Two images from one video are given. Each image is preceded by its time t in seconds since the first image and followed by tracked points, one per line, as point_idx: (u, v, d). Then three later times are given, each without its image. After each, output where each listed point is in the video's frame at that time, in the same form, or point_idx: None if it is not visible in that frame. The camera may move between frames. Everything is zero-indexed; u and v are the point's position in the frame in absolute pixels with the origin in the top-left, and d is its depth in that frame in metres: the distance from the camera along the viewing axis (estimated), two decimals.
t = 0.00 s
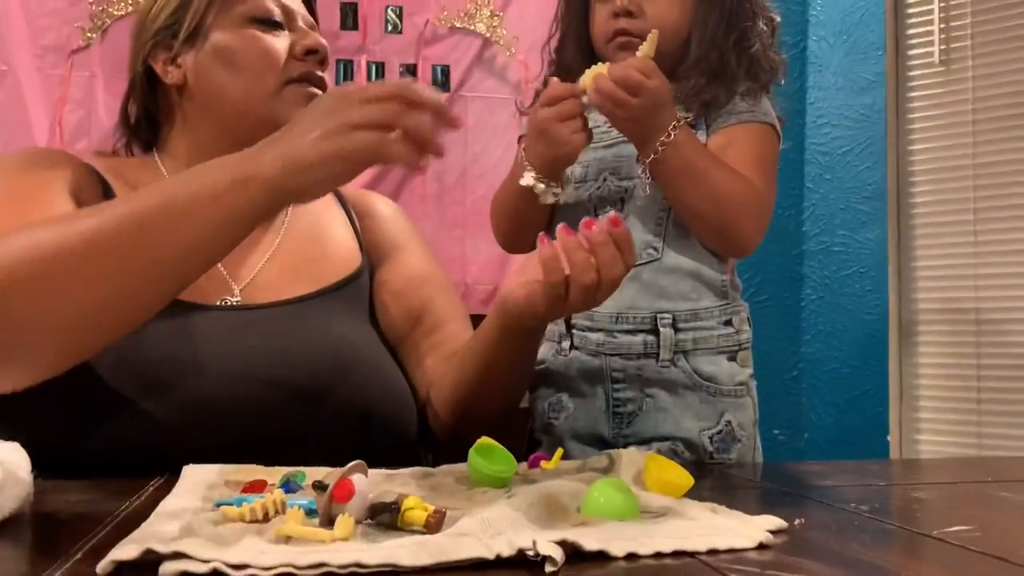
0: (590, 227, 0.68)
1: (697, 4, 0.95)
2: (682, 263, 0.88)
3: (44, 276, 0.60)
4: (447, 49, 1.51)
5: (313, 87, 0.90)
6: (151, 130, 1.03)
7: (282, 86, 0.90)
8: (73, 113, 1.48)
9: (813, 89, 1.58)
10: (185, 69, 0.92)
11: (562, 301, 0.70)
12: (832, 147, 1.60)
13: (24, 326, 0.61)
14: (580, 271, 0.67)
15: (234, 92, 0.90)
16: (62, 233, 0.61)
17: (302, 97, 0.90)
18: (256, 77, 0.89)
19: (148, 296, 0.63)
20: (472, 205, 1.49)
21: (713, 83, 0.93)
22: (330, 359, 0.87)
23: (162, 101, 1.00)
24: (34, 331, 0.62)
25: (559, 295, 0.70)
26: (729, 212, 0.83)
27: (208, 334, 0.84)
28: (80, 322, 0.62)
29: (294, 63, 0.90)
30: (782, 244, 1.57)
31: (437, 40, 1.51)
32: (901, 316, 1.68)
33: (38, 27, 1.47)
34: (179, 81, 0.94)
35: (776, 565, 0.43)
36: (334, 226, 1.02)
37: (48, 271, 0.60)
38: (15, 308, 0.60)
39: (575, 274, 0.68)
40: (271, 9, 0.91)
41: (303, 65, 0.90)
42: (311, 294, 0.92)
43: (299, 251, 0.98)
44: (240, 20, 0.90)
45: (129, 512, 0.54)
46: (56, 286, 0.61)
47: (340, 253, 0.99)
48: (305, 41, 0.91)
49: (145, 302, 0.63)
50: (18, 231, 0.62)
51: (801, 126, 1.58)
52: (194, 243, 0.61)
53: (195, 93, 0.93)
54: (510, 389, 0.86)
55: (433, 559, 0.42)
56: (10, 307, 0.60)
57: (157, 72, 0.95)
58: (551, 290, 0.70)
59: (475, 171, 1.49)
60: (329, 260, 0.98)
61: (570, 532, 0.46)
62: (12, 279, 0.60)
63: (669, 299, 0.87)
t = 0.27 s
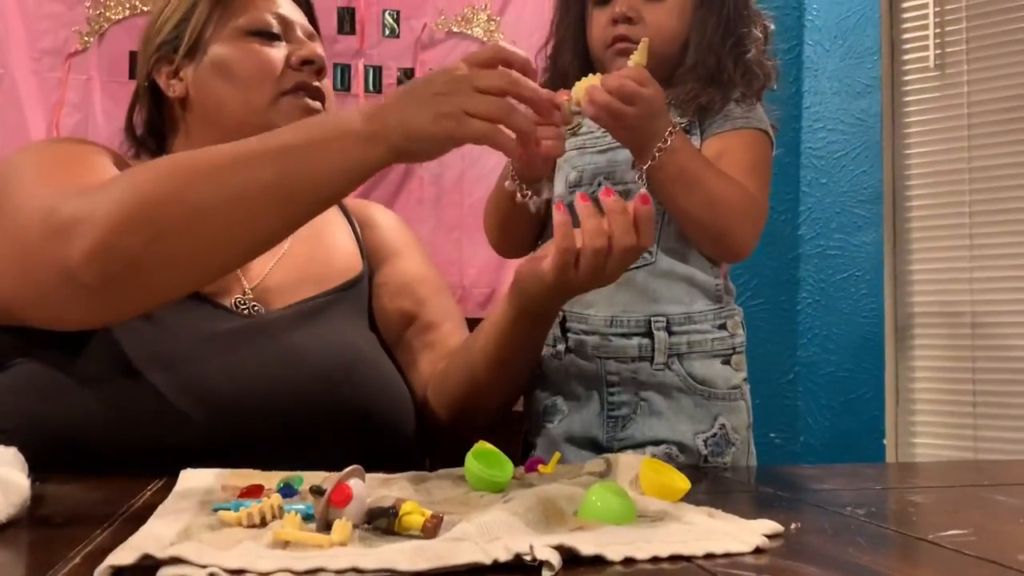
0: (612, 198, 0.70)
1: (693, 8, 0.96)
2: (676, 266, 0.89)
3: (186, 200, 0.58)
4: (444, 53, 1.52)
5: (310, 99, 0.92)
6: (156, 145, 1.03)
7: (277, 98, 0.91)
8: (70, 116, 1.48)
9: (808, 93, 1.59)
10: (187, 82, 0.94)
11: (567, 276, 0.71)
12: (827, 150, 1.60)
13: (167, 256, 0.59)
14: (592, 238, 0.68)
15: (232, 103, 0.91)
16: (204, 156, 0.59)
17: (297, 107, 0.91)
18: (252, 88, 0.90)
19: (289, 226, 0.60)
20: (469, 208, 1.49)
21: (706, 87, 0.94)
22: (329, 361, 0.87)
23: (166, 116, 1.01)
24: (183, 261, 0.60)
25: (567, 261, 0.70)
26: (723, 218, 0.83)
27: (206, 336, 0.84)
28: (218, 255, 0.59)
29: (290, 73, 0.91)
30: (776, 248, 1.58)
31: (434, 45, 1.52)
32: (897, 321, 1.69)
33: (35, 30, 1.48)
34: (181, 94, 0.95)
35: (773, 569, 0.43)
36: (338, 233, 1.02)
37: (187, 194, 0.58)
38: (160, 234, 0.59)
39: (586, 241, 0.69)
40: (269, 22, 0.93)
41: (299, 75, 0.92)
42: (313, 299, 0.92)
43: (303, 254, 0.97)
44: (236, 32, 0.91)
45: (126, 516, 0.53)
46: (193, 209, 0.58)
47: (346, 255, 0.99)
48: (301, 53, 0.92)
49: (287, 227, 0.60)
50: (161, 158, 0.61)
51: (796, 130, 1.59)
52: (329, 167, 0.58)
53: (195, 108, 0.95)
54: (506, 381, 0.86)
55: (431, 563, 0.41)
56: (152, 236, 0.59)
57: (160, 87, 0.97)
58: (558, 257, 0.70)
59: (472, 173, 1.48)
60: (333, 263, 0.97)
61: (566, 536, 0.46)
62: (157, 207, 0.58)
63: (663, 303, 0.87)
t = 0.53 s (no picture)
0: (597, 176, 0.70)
1: (686, 10, 0.96)
2: (669, 269, 0.88)
3: (211, 202, 0.58)
4: (441, 56, 1.52)
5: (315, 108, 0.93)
6: (166, 155, 1.03)
7: (282, 106, 0.92)
8: (68, 119, 1.48)
9: (806, 95, 1.59)
10: (196, 90, 0.94)
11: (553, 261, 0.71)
12: (825, 152, 1.60)
13: (190, 258, 0.60)
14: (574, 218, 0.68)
15: (238, 110, 0.92)
16: (230, 160, 0.60)
17: (302, 118, 0.92)
18: (257, 95, 0.91)
19: (311, 232, 0.61)
20: (467, 210, 1.49)
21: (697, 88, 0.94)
22: (328, 364, 0.87)
23: (178, 125, 1.01)
24: (205, 263, 0.60)
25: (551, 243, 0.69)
26: (717, 222, 0.83)
27: (206, 339, 0.84)
28: (238, 259, 0.60)
29: (295, 81, 0.92)
30: (775, 250, 1.57)
31: (432, 47, 1.52)
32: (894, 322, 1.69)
33: (33, 34, 1.48)
34: (190, 102, 0.96)
35: (771, 570, 0.43)
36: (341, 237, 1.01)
37: (213, 196, 0.58)
38: (185, 234, 0.59)
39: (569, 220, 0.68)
40: (278, 32, 0.93)
41: (305, 83, 0.93)
42: (312, 305, 0.92)
43: (306, 258, 0.97)
44: (243, 41, 0.92)
45: (125, 519, 0.53)
46: (219, 211, 0.59)
47: (347, 261, 0.99)
48: (307, 61, 0.93)
49: (308, 230, 0.60)
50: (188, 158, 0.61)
51: (794, 132, 1.58)
52: (353, 176, 0.59)
53: (203, 118, 0.95)
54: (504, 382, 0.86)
55: (430, 565, 0.41)
56: (176, 236, 0.59)
57: (171, 95, 0.97)
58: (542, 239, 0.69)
59: (470, 175, 1.49)
60: (332, 269, 0.97)
61: (565, 537, 0.46)
62: (183, 208, 0.59)
63: (657, 305, 0.87)
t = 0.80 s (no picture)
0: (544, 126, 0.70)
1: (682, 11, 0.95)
2: (664, 270, 0.88)
3: (218, 200, 0.59)
4: (441, 58, 1.52)
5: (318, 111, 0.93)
6: (167, 158, 1.04)
7: (283, 109, 0.92)
8: (68, 123, 1.49)
9: (806, 95, 1.59)
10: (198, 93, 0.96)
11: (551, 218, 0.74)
12: (825, 153, 1.60)
13: (198, 255, 0.61)
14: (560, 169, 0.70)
15: (242, 114, 0.92)
16: (236, 157, 0.60)
17: (306, 118, 0.92)
18: (261, 99, 0.92)
19: (316, 230, 0.61)
20: (468, 212, 1.49)
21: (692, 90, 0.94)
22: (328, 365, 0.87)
23: (181, 129, 1.03)
24: (210, 261, 0.61)
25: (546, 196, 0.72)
26: (709, 224, 0.83)
27: (207, 342, 0.84)
28: (244, 257, 0.61)
29: (297, 86, 0.92)
30: (776, 251, 1.57)
31: (432, 50, 1.52)
32: (895, 322, 1.69)
33: (33, 39, 1.49)
34: (192, 106, 0.97)
35: (774, 571, 0.43)
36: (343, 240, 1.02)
37: (220, 194, 0.59)
38: (191, 232, 0.60)
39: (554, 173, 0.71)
40: (279, 36, 0.94)
41: (307, 88, 0.93)
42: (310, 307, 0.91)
43: (307, 260, 0.98)
44: (245, 47, 0.93)
45: (127, 523, 0.53)
46: (226, 209, 0.59)
47: (346, 265, 0.99)
48: (308, 65, 0.93)
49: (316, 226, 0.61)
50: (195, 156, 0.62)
51: (794, 133, 1.58)
52: (357, 174, 0.60)
53: (208, 123, 0.96)
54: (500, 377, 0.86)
55: (432, 567, 0.41)
56: (184, 233, 0.60)
57: (174, 100, 0.99)
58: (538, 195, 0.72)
59: (470, 177, 1.49)
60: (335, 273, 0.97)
61: (567, 539, 0.46)
62: (192, 206, 0.59)
63: (654, 306, 0.87)
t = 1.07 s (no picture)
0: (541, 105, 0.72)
1: (679, 17, 0.94)
2: (667, 274, 0.86)
3: (223, 218, 0.61)
4: (447, 69, 1.55)
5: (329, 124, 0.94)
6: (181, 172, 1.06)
7: (295, 122, 0.93)
8: (78, 138, 1.54)
9: (812, 103, 1.58)
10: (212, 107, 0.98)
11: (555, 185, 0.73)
12: (832, 159, 1.60)
13: (205, 271, 0.63)
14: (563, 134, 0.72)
15: (253, 126, 0.94)
16: (242, 175, 0.62)
17: (316, 130, 0.93)
18: (272, 113, 0.93)
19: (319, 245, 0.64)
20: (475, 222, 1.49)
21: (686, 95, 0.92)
22: (332, 376, 0.87)
23: (193, 145, 1.05)
24: (217, 276, 0.63)
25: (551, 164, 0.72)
26: (706, 224, 0.83)
27: (216, 354, 0.84)
28: (250, 272, 0.63)
29: (310, 100, 0.93)
30: (784, 258, 1.56)
31: (438, 61, 1.55)
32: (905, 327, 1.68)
33: (44, 54, 1.54)
34: (205, 121, 0.99)
35: None
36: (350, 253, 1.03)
37: (225, 213, 0.61)
38: (199, 249, 0.62)
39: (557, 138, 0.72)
40: (291, 52, 0.97)
41: (319, 103, 0.94)
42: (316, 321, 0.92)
43: (314, 271, 0.99)
44: (258, 63, 0.95)
45: (139, 535, 0.53)
46: (233, 226, 0.61)
47: (352, 277, 1.00)
48: (320, 80, 0.94)
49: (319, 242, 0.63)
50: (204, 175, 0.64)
51: (800, 139, 1.58)
52: (360, 189, 0.62)
53: (219, 138, 0.98)
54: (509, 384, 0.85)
55: None
56: (191, 251, 0.62)
57: (187, 115, 1.01)
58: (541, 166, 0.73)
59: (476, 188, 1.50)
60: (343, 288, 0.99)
61: (577, 549, 0.46)
62: (201, 223, 0.62)
63: (655, 313, 0.85)
